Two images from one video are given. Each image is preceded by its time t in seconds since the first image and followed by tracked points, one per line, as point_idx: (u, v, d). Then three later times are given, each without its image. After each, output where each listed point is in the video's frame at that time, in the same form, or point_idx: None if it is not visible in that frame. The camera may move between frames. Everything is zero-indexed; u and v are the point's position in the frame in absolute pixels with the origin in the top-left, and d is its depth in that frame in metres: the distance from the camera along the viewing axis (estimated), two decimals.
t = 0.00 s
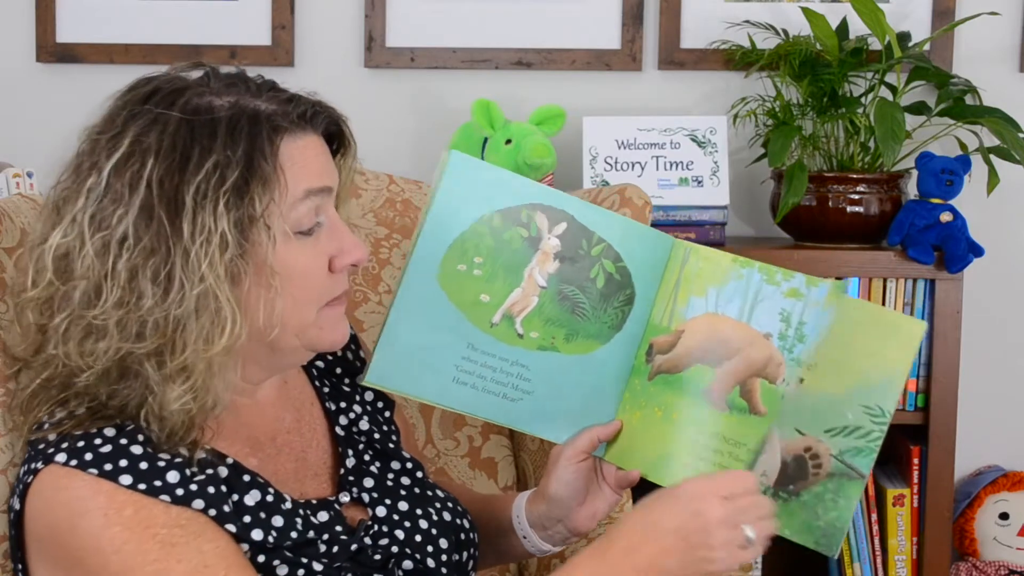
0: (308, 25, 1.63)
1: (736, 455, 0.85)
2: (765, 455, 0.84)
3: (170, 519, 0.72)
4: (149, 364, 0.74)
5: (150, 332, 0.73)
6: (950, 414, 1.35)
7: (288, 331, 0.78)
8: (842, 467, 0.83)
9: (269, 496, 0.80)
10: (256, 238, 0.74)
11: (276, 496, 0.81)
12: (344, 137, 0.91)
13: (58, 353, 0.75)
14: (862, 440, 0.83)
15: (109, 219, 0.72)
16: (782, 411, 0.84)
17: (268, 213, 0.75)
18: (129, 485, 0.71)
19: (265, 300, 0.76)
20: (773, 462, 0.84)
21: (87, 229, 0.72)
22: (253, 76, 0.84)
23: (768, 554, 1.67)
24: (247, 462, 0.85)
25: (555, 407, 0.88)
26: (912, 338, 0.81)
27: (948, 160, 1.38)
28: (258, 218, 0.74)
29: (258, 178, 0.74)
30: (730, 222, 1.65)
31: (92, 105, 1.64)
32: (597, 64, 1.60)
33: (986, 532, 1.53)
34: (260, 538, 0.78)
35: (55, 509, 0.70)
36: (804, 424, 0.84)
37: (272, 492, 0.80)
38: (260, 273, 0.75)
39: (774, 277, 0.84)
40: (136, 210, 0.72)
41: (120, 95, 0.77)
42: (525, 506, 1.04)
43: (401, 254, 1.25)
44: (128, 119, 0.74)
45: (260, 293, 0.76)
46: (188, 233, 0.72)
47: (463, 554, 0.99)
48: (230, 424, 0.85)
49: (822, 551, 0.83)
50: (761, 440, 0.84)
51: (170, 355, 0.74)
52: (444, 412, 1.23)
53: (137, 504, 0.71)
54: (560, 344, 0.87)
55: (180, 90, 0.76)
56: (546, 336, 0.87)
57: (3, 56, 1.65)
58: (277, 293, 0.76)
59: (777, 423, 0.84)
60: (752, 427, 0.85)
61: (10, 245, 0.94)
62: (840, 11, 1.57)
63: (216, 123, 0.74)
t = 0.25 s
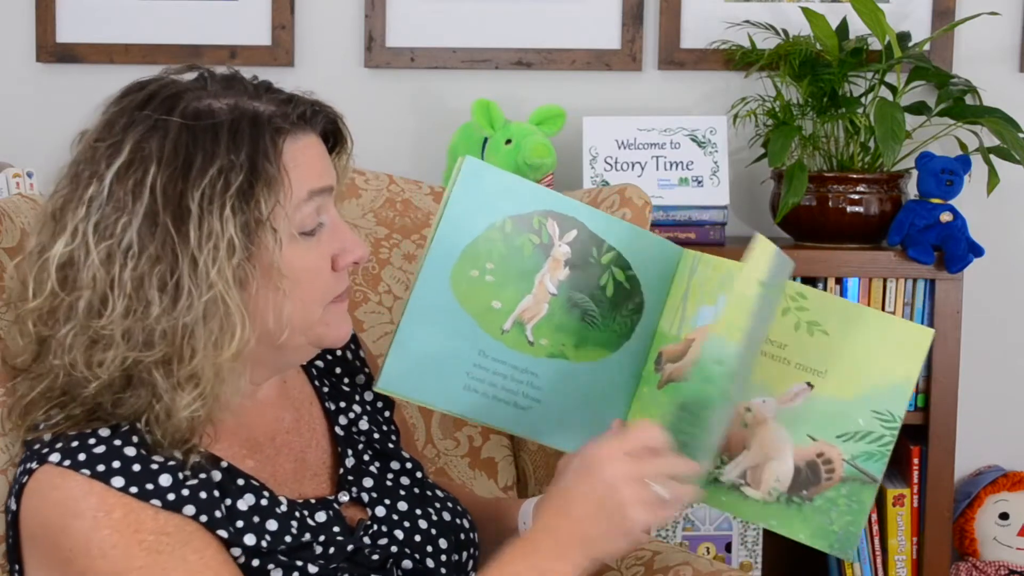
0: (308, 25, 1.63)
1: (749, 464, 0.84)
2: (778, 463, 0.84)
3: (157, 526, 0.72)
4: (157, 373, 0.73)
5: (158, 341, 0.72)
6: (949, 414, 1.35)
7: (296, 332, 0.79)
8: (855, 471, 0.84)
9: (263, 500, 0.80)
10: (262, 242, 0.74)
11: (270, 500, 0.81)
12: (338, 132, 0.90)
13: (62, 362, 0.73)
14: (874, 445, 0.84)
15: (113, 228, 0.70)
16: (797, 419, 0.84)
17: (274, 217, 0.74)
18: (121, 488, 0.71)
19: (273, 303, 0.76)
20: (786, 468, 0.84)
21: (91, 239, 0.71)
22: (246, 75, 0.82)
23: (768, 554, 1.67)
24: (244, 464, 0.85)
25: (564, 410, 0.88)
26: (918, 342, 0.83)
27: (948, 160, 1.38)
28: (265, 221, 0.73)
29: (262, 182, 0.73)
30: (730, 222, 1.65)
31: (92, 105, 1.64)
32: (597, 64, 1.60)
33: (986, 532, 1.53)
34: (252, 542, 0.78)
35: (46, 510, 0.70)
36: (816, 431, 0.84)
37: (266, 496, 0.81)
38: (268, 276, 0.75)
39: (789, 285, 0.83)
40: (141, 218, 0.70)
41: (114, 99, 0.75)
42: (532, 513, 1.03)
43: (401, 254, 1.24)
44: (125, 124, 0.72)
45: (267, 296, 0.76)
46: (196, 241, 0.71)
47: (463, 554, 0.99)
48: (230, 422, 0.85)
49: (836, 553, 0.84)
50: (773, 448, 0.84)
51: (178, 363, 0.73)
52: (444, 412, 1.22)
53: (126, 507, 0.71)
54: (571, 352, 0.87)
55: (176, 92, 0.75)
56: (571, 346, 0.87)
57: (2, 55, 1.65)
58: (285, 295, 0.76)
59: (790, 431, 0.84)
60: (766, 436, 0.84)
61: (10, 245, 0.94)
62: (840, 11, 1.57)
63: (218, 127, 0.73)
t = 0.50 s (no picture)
0: (308, 25, 1.63)
1: (769, 480, 0.89)
2: (796, 478, 0.89)
3: (153, 526, 0.72)
4: (165, 385, 0.73)
5: (166, 352, 0.73)
6: (950, 414, 1.35)
7: (303, 342, 0.80)
8: (873, 484, 0.89)
9: (260, 502, 0.80)
10: (269, 252, 0.74)
11: (267, 502, 0.81)
12: (339, 135, 0.90)
13: (65, 374, 0.73)
14: (890, 457, 0.89)
15: (120, 241, 0.71)
16: (811, 434, 0.89)
17: (280, 227, 0.75)
18: (116, 490, 0.71)
19: (279, 311, 0.77)
20: (804, 483, 0.89)
21: (98, 251, 0.71)
22: (245, 80, 0.82)
23: (768, 554, 1.67)
24: (242, 465, 0.85)
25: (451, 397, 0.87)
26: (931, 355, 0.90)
27: (948, 160, 1.38)
28: (272, 232, 0.74)
29: (269, 192, 0.74)
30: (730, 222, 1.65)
31: (93, 106, 1.64)
32: (597, 64, 1.60)
33: (986, 532, 1.53)
34: (248, 545, 0.78)
35: (41, 511, 0.70)
36: (832, 445, 0.89)
37: (263, 497, 0.81)
38: (274, 286, 0.76)
39: (796, 302, 0.88)
40: (148, 230, 0.71)
41: (114, 108, 0.75)
42: (541, 529, 1.04)
43: (401, 254, 1.24)
44: (129, 135, 0.72)
45: (273, 304, 0.77)
46: (204, 253, 0.71)
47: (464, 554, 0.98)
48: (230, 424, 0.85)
49: (859, 565, 0.88)
50: (791, 463, 0.89)
51: (186, 376, 0.74)
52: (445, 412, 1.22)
53: (121, 509, 0.71)
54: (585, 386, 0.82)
55: (177, 101, 0.74)
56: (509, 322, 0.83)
57: (3, 56, 1.65)
58: (293, 305, 0.77)
59: (806, 445, 0.89)
60: (784, 449, 0.90)
61: (10, 246, 0.94)
62: (840, 11, 1.57)
63: (222, 137, 0.73)
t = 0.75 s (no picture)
0: (308, 24, 1.63)
1: (780, 488, 0.92)
2: (806, 484, 0.91)
3: (154, 524, 0.72)
4: (168, 391, 0.73)
5: (170, 359, 0.72)
6: (950, 414, 1.35)
7: (307, 346, 0.81)
8: (880, 485, 0.91)
9: (259, 502, 0.80)
10: (272, 257, 0.75)
11: (266, 502, 0.80)
12: (341, 137, 0.89)
13: (67, 379, 0.72)
14: (895, 457, 0.91)
15: (124, 247, 0.70)
16: (816, 442, 0.91)
17: (284, 232, 0.75)
18: (116, 491, 0.71)
19: (281, 315, 0.78)
20: (815, 488, 0.91)
21: (102, 257, 0.70)
22: (246, 81, 0.82)
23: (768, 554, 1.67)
24: (242, 465, 0.84)
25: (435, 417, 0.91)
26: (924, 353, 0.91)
27: (948, 160, 1.38)
28: (276, 237, 0.74)
29: (273, 197, 0.74)
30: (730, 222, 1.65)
31: (93, 106, 1.65)
32: (597, 64, 1.60)
33: (986, 532, 1.53)
34: (247, 546, 0.78)
35: (41, 510, 0.70)
36: (838, 449, 0.91)
37: (262, 497, 0.80)
38: (278, 291, 0.77)
39: (790, 309, 0.90)
40: (152, 236, 0.70)
41: (115, 111, 0.74)
42: (539, 540, 1.05)
43: (401, 254, 1.24)
44: (131, 139, 0.72)
45: (276, 308, 0.77)
46: (208, 259, 0.71)
47: (463, 554, 0.97)
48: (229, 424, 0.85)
49: (871, 563, 0.91)
50: (800, 470, 0.91)
51: (189, 383, 0.74)
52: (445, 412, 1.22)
53: (122, 509, 0.71)
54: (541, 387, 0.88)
55: (179, 105, 0.74)
56: (503, 308, 0.85)
57: (3, 56, 1.65)
58: (296, 310, 0.78)
59: (812, 451, 0.91)
60: (792, 459, 0.92)
61: (10, 245, 0.94)
62: (840, 11, 1.57)
63: (225, 141, 0.73)
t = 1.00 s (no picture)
0: (308, 25, 1.63)
1: (782, 494, 0.90)
2: (807, 491, 0.90)
3: (155, 522, 0.72)
4: (175, 393, 0.73)
5: (176, 361, 0.72)
6: (950, 414, 1.35)
7: (312, 347, 0.81)
8: (873, 494, 0.90)
9: (259, 501, 0.80)
10: (279, 259, 0.75)
11: (266, 501, 0.80)
12: (345, 141, 0.89)
13: (72, 381, 0.72)
14: (885, 467, 0.90)
15: (131, 249, 0.70)
16: (819, 448, 0.90)
17: (291, 235, 0.76)
18: (117, 489, 0.71)
19: (287, 319, 0.78)
20: (815, 495, 0.90)
21: (110, 258, 0.70)
22: (249, 83, 0.82)
23: (768, 554, 1.67)
24: (243, 464, 0.84)
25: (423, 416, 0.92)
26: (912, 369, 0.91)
27: (948, 160, 1.38)
28: (283, 240, 0.75)
29: (281, 200, 0.75)
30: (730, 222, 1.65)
31: (93, 106, 1.65)
32: (597, 64, 1.60)
33: (986, 532, 1.53)
34: (246, 545, 0.78)
35: (40, 510, 0.70)
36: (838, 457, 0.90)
37: (262, 497, 0.80)
38: (286, 294, 0.77)
39: (792, 317, 0.90)
40: (160, 238, 0.70)
41: (120, 112, 0.74)
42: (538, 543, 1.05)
43: (401, 254, 1.24)
44: (138, 142, 0.71)
45: (283, 311, 0.77)
46: (217, 262, 0.71)
47: (463, 554, 0.97)
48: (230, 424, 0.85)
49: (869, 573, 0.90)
50: (801, 477, 0.90)
51: (195, 385, 0.74)
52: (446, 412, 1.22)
53: (123, 506, 0.71)
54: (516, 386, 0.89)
55: (186, 107, 0.74)
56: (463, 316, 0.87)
57: (3, 56, 1.65)
58: (302, 313, 0.78)
59: (813, 459, 0.90)
60: (794, 464, 0.90)
61: (10, 246, 0.94)
62: (841, 11, 1.57)
63: (233, 144, 0.73)
